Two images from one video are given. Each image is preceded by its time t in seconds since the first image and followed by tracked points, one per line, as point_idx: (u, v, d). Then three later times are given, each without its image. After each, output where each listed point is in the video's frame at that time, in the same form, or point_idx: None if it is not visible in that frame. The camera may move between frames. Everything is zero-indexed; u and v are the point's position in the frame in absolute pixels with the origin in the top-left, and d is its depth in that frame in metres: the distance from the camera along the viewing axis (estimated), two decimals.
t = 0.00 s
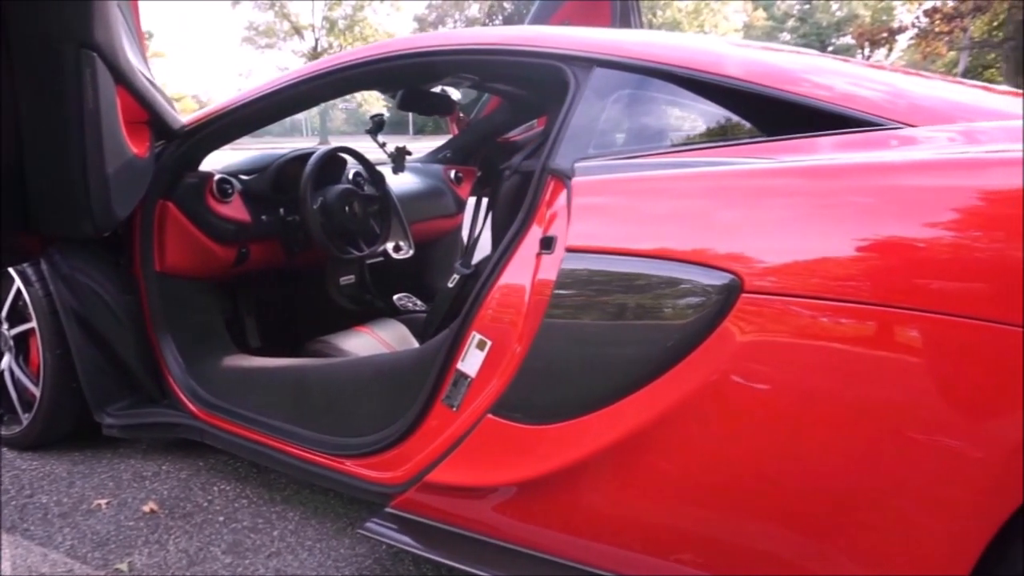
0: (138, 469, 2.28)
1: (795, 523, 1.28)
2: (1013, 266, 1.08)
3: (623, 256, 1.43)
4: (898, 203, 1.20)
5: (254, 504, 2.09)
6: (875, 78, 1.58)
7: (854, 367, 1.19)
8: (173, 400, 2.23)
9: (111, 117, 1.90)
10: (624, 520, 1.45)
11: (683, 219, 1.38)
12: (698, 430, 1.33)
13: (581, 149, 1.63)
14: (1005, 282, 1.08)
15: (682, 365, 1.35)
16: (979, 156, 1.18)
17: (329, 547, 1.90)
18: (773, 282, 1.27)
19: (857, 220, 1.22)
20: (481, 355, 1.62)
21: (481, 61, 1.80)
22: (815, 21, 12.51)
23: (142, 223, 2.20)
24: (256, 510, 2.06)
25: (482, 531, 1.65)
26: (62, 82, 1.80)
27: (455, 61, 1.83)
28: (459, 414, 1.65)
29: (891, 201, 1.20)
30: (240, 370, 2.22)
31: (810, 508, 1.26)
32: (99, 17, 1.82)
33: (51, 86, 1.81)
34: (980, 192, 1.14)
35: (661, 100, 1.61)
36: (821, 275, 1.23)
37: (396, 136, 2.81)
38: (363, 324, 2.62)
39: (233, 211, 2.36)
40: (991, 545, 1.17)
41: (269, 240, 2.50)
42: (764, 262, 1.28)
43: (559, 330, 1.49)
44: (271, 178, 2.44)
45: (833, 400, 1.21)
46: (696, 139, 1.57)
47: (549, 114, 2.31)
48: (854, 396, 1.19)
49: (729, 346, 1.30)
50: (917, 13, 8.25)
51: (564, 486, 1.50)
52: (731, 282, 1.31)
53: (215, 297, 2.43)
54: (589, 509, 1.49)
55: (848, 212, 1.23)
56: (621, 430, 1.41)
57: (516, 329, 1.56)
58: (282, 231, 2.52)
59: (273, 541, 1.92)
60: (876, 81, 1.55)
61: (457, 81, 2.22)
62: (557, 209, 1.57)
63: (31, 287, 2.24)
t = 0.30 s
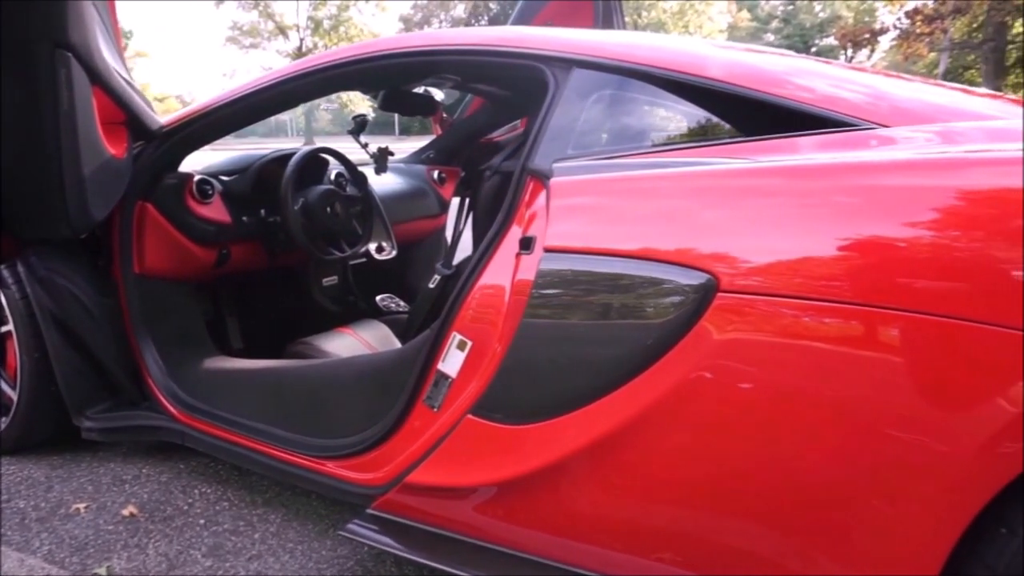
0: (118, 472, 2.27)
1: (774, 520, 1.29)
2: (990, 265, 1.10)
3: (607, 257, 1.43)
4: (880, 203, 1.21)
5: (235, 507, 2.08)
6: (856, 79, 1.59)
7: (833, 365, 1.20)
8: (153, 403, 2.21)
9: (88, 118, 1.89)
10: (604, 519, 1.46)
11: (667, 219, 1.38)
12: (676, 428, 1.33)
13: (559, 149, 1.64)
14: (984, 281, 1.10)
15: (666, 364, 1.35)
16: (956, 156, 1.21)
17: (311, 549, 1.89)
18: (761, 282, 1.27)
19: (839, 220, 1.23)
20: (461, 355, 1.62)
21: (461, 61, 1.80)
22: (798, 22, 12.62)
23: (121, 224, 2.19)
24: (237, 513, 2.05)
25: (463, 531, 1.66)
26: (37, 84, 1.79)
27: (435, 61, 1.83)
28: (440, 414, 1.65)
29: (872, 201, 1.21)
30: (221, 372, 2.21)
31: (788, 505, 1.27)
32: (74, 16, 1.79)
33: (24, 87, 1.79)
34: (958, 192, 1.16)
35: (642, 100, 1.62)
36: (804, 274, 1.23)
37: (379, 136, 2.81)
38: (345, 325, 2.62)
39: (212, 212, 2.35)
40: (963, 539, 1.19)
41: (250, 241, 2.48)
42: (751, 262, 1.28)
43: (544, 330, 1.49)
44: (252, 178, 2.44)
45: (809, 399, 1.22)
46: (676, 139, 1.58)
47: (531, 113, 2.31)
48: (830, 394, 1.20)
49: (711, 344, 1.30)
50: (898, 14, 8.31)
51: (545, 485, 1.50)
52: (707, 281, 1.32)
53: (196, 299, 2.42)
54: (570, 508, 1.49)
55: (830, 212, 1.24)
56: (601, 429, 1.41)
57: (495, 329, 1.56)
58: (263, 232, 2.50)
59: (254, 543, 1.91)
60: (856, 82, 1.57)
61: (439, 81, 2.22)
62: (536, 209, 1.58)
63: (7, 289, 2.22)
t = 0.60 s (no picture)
0: (91, 477, 2.24)
1: (747, 518, 1.30)
2: (962, 264, 1.12)
3: (586, 257, 1.43)
4: (855, 203, 1.23)
5: (210, 510, 2.06)
6: (832, 82, 1.61)
7: (804, 363, 1.22)
8: (126, 406, 2.19)
9: (56, 119, 1.90)
10: (577, 517, 1.47)
11: (646, 219, 1.39)
12: (648, 426, 1.35)
13: (532, 149, 1.65)
14: (955, 280, 1.12)
15: (644, 364, 1.35)
16: (931, 156, 1.24)
17: (286, 552, 1.88)
18: (741, 281, 1.27)
19: (816, 221, 1.24)
20: (436, 355, 1.62)
21: (433, 62, 1.81)
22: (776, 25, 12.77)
23: (92, 225, 2.17)
24: (212, 517, 2.03)
25: (439, 532, 1.65)
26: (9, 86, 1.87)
27: (408, 61, 1.83)
28: (415, 415, 1.64)
29: (848, 201, 1.23)
30: (196, 375, 2.21)
31: (761, 503, 1.28)
32: (40, 19, 1.85)
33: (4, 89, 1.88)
34: (932, 192, 1.19)
35: (617, 100, 1.63)
36: (781, 274, 1.24)
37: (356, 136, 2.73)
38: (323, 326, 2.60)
39: (186, 213, 2.33)
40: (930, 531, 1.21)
41: (225, 242, 2.47)
42: (731, 262, 1.29)
43: (525, 330, 1.48)
44: (227, 179, 2.41)
45: (778, 395, 1.24)
46: (651, 139, 1.59)
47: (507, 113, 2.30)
48: (799, 390, 1.22)
49: (689, 344, 1.30)
50: (875, 16, 8.42)
51: (519, 485, 1.51)
52: (675, 281, 1.33)
53: (170, 301, 2.40)
54: (545, 508, 1.49)
55: (807, 211, 1.26)
56: (575, 426, 1.42)
57: (469, 329, 1.56)
58: (238, 233, 2.49)
59: (229, 546, 1.90)
60: (832, 85, 1.58)
61: (416, 82, 2.21)
62: (508, 209, 1.58)
63: None
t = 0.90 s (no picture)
0: (68, 481, 2.22)
1: (723, 516, 1.31)
2: (940, 263, 1.14)
3: (569, 258, 1.42)
4: (835, 203, 1.24)
5: (188, 513, 2.04)
6: (813, 84, 1.62)
7: (780, 361, 1.23)
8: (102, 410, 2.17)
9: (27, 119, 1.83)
10: (554, 516, 1.47)
11: (629, 219, 1.38)
12: (624, 425, 1.35)
13: (509, 149, 1.66)
14: (932, 280, 1.14)
15: (627, 364, 1.34)
16: (909, 156, 1.25)
17: (265, 555, 1.87)
18: (723, 281, 1.27)
19: (795, 220, 1.25)
20: (414, 356, 1.61)
21: (408, 63, 1.81)
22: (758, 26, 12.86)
23: (67, 227, 2.15)
24: (190, 520, 2.01)
25: (417, 533, 1.65)
26: None
27: (384, 62, 1.82)
28: (392, 416, 1.64)
29: (827, 200, 1.24)
30: (175, 379, 2.19)
31: (735, 500, 1.29)
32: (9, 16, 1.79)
33: None
34: (910, 192, 1.21)
35: (596, 100, 1.64)
36: (764, 274, 1.25)
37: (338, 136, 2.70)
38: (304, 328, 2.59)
39: (163, 215, 2.32)
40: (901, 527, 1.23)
41: (205, 245, 2.46)
42: (715, 262, 1.29)
43: (509, 331, 1.47)
44: (206, 179, 2.41)
45: (752, 393, 1.25)
46: (631, 139, 1.60)
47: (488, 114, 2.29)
48: (773, 388, 1.23)
49: (672, 343, 1.30)
50: (856, 17, 8.52)
51: (497, 486, 1.51)
52: (648, 281, 1.33)
53: (147, 303, 2.38)
54: (523, 508, 1.50)
55: (789, 211, 1.26)
56: (553, 427, 1.42)
57: (446, 329, 1.56)
58: (217, 234, 2.48)
59: (207, 550, 1.88)
60: (814, 87, 1.60)
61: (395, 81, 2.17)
62: (484, 210, 1.58)
63: None
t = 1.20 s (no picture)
0: (35, 489, 2.18)
1: (692, 514, 1.32)
2: (911, 264, 1.16)
3: (546, 258, 1.42)
4: (809, 203, 1.25)
5: (159, 519, 2.02)
6: (788, 87, 1.64)
7: (748, 360, 1.24)
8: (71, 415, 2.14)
9: None
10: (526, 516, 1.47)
11: (605, 219, 1.39)
12: (594, 424, 1.36)
13: (481, 149, 1.66)
14: (902, 279, 1.16)
15: (603, 364, 1.34)
16: (882, 156, 1.27)
17: (237, 560, 1.85)
18: (701, 282, 1.28)
19: (770, 220, 1.26)
20: (385, 358, 1.61)
21: (379, 63, 1.80)
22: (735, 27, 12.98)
23: (34, 231, 2.11)
24: (161, 526, 1.99)
25: (390, 535, 1.65)
26: None
27: (354, 62, 1.81)
28: (364, 418, 1.64)
29: (800, 200, 1.26)
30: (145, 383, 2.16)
31: (704, 498, 1.30)
32: None
33: None
34: (882, 192, 1.22)
35: (569, 101, 1.64)
36: (741, 274, 1.25)
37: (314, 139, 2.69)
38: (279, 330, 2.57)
39: (132, 217, 2.30)
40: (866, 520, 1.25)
41: (176, 247, 2.44)
42: (693, 262, 1.29)
43: (485, 332, 1.47)
44: (176, 179, 2.37)
45: (719, 391, 1.26)
46: (605, 139, 1.60)
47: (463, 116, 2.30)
48: (739, 386, 1.25)
49: (648, 343, 1.30)
50: (830, 19, 8.64)
51: (469, 487, 1.51)
52: (615, 281, 1.34)
53: (117, 306, 2.35)
54: (495, 508, 1.50)
55: (764, 211, 1.27)
56: (524, 428, 1.42)
57: (417, 330, 1.56)
58: (189, 236, 2.46)
59: (178, 555, 1.87)
60: (788, 90, 1.62)
61: (369, 82, 2.14)
62: (454, 212, 1.58)
63: None
